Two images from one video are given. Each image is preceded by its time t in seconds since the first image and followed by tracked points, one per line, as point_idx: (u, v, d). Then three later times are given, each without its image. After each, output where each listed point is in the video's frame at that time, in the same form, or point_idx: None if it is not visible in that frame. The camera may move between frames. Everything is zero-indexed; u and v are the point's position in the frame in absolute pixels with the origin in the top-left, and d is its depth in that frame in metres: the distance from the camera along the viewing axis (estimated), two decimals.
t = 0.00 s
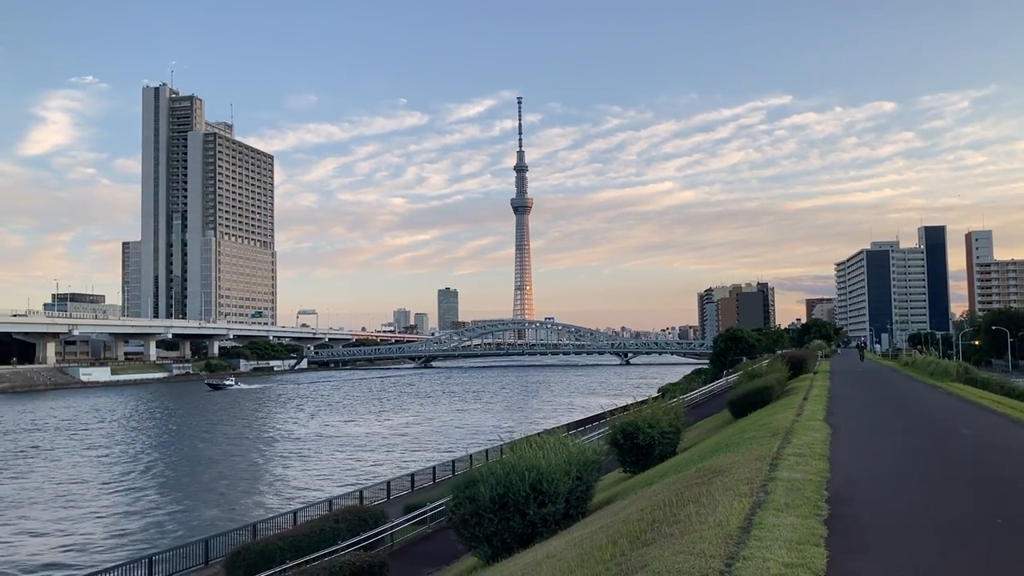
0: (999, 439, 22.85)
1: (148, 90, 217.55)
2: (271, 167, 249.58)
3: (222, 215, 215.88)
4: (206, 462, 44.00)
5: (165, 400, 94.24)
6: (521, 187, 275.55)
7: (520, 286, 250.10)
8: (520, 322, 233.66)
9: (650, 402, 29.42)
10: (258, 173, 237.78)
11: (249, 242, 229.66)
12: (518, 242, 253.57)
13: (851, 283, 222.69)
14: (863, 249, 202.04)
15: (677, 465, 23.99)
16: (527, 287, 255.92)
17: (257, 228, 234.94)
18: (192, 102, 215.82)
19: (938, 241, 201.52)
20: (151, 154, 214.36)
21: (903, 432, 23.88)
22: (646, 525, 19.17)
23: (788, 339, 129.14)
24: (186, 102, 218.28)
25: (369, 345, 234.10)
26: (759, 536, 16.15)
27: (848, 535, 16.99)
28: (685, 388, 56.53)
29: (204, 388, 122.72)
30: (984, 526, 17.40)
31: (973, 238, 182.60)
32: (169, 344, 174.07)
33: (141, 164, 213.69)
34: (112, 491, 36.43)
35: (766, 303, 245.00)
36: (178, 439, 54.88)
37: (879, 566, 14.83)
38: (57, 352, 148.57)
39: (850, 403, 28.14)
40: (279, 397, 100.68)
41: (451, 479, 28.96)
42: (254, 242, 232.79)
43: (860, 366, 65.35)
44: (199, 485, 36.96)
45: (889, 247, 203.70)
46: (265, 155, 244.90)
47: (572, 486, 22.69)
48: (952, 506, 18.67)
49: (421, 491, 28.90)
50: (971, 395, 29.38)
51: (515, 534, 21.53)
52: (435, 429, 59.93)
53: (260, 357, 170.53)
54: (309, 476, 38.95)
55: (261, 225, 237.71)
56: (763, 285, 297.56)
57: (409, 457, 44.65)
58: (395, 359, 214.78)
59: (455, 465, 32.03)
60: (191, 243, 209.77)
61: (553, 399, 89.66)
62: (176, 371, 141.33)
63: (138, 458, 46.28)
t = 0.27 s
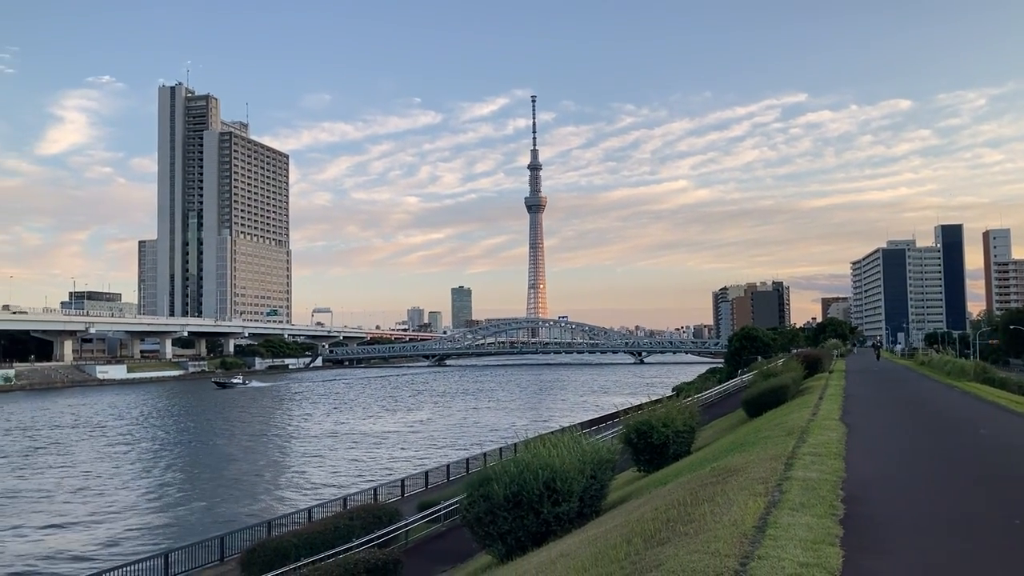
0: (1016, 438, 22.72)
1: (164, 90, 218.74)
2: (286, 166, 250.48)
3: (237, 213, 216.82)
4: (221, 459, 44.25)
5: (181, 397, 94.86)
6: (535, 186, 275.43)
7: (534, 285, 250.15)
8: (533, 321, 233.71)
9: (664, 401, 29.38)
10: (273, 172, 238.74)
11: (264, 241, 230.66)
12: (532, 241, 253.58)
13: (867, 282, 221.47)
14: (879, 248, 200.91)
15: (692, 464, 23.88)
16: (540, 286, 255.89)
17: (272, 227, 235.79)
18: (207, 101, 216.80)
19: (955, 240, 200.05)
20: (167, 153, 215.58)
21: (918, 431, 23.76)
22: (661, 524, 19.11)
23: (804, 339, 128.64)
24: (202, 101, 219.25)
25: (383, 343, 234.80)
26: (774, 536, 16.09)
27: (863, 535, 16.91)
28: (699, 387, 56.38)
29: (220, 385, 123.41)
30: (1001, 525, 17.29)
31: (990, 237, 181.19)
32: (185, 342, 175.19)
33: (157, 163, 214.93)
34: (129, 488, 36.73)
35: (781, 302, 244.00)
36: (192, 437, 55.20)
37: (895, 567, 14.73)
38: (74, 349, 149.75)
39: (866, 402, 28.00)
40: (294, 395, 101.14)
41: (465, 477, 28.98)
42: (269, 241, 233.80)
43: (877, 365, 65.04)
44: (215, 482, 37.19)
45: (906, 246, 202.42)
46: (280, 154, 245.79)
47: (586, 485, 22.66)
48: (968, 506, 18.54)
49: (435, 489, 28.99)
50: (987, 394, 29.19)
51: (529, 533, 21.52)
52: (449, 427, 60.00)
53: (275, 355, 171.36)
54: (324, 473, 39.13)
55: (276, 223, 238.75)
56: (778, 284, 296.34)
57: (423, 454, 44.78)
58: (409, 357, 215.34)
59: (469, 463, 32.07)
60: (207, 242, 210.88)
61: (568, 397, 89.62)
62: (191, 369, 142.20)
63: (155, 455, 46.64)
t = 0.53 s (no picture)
0: None
1: (183, 89, 220.03)
2: (304, 165, 251.40)
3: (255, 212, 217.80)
4: (239, 457, 44.57)
5: (200, 395, 95.44)
6: (552, 185, 275.09)
7: (550, 284, 249.89)
8: (549, 320, 233.46)
9: (681, 400, 29.29)
10: (290, 171, 239.67)
11: (282, 240, 231.70)
12: (548, 240, 253.33)
13: (886, 281, 219.72)
14: (898, 247, 199.34)
15: (709, 464, 23.78)
16: (556, 285, 255.61)
17: (289, 226, 236.90)
18: (226, 101, 217.77)
19: (975, 239, 198.08)
20: (186, 153, 216.96)
21: (938, 431, 23.59)
22: (678, 524, 19.05)
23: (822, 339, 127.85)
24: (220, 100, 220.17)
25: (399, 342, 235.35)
26: (791, 536, 16.03)
27: (882, 535, 16.81)
28: (716, 387, 56.13)
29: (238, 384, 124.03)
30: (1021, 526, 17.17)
31: (1012, 236, 179.22)
32: (203, 340, 176.34)
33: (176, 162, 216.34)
34: (148, 485, 37.06)
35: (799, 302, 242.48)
36: (209, 434, 55.59)
37: (915, 567, 14.64)
38: (94, 347, 151.06)
39: (885, 402, 27.81)
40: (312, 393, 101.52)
41: (481, 476, 29.02)
42: (287, 240, 234.81)
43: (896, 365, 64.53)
44: (232, 479, 37.47)
45: (925, 245, 200.64)
46: (298, 153, 246.67)
47: (602, 484, 22.62)
48: (988, 508, 18.39)
49: (451, 487, 29.04)
50: (1009, 395, 28.87)
51: (546, 532, 21.52)
52: (464, 425, 60.07)
53: (292, 353, 172.12)
54: (340, 471, 39.30)
55: (293, 222, 239.79)
56: (797, 283, 294.49)
57: (440, 453, 44.88)
58: (426, 356, 215.72)
59: (485, 462, 32.08)
60: (225, 240, 212.14)
61: (586, 396, 89.44)
62: (209, 367, 143.08)
63: (173, 452, 47.03)
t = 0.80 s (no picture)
0: None
1: (204, 89, 221.29)
2: (323, 165, 252.26)
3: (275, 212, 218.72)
4: (259, 454, 44.89)
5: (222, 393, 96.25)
6: (570, 184, 274.71)
7: (568, 283, 249.61)
8: (567, 319, 233.12)
9: (700, 401, 29.17)
10: (310, 171, 240.49)
11: (302, 239, 232.71)
12: (566, 239, 253.05)
13: (908, 281, 217.77)
14: (920, 247, 197.55)
15: (728, 464, 23.68)
16: (574, 284, 255.27)
17: (308, 225, 237.78)
18: (246, 101, 218.37)
19: (998, 238, 195.93)
20: (207, 153, 218.39)
21: (960, 432, 23.40)
22: (698, 524, 18.97)
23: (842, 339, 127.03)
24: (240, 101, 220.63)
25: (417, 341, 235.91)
26: (812, 537, 15.94)
27: (905, 537, 16.66)
28: (735, 386, 55.87)
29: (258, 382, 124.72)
30: None
31: None
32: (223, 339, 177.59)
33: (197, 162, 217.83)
34: (169, 481, 37.40)
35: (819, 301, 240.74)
36: (229, 432, 56.03)
37: (938, 569, 14.54)
38: (115, 346, 152.46)
39: (907, 403, 27.58)
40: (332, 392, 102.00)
41: (499, 474, 29.03)
42: (307, 239, 235.82)
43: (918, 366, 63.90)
44: (252, 477, 37.77)
45: (948, 244, 198.66)
46: (318, 153, 247.39)
47: (621, 484, 22.56)
48: (1012, 509, 18.18)
49: (469, 487, 29.07)
50: None
51: (564, 531, 21.50)
52: (482, 424, 60.15)
53: (311, 352, 172.91)
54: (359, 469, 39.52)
55: (313, 222, 240.85)
56: (817, 283, 292.41)
57: (458, 452, 44.98)
58: (444, 355, 216.07)
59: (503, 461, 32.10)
60: (245, 240, 213.43)
61: (607, 396, 89.27)
62: (230, 365, 144.06)
63: (195, 450, 47.48)
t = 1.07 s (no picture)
0: None
1: (226, 90, 223.15)
2: (344, 165, 253.64)
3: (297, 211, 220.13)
4: (282, 452, 45.31)
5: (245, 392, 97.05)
6: (590, 184, 274.20)
7: (588, 283, 249.14)
8: (586, 319, 232.67)
9: (720, 401, 29.08)
10: (331, 171, 241.89)
11: (323, 239, 234.02)
12: (585, 238, 252.65)
13: (932, 281, 215.47)
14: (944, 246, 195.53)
15: (750, 465, 23.62)
16: (594, 284, 254.84)
17: (329, 224, 238.70)
18: (267, 101, 220.32)
19: None
20: (229, 153, 220.21)
21: (985, 433, 23.16)
22: (719, 524, 18.89)
23: (864, 339, 126.06)
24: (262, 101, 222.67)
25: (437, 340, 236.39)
26: (835, 538, 15.85)
27: (928, 539, 16.52)
28: (756, 387, 55.61)
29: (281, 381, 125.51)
30: None
31: None
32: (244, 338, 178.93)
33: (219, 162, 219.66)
34: (193, 478, 37.86)
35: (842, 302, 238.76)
36: (250, 430, 56.58)
37: (963, 571, 14.44)
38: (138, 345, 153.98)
39: (931, 404, 27.31)
40: (355, 391, 102.49)
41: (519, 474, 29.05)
42: (327, 239, 237.16)
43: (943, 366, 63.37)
44: (275, 474, 38.21)
45: (972, 244, 196.41)
46: (338, 153, 248.81)
47: (642, 484, 22.51)
48: None
49: (489, 486, 29.09)
50: None
51: (584, 531, 21.49)
52: (501, 424, 60.27)
53: (332, 351, 173.75)
54: (380, 467, 39.80)
55: (334, 221, 242.16)
56: (840, 283, 290.00)
57: (479, 451, 45.16)
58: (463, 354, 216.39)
59: (523, 461, 32.11)
60: (267, 240, 214.85)
61: (630, 396, 89.10)
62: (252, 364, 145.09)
63: (218, 447, 48.03)
